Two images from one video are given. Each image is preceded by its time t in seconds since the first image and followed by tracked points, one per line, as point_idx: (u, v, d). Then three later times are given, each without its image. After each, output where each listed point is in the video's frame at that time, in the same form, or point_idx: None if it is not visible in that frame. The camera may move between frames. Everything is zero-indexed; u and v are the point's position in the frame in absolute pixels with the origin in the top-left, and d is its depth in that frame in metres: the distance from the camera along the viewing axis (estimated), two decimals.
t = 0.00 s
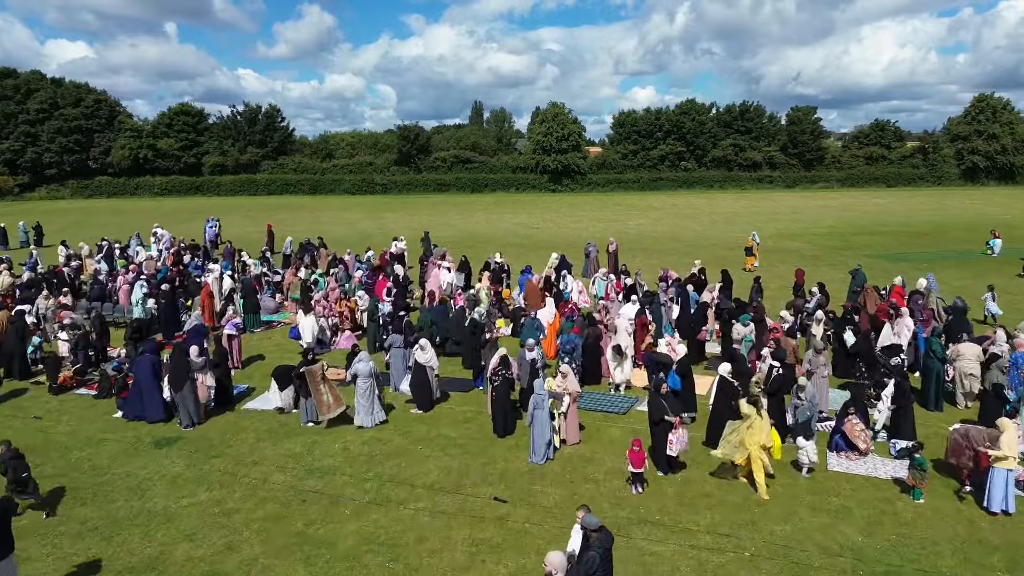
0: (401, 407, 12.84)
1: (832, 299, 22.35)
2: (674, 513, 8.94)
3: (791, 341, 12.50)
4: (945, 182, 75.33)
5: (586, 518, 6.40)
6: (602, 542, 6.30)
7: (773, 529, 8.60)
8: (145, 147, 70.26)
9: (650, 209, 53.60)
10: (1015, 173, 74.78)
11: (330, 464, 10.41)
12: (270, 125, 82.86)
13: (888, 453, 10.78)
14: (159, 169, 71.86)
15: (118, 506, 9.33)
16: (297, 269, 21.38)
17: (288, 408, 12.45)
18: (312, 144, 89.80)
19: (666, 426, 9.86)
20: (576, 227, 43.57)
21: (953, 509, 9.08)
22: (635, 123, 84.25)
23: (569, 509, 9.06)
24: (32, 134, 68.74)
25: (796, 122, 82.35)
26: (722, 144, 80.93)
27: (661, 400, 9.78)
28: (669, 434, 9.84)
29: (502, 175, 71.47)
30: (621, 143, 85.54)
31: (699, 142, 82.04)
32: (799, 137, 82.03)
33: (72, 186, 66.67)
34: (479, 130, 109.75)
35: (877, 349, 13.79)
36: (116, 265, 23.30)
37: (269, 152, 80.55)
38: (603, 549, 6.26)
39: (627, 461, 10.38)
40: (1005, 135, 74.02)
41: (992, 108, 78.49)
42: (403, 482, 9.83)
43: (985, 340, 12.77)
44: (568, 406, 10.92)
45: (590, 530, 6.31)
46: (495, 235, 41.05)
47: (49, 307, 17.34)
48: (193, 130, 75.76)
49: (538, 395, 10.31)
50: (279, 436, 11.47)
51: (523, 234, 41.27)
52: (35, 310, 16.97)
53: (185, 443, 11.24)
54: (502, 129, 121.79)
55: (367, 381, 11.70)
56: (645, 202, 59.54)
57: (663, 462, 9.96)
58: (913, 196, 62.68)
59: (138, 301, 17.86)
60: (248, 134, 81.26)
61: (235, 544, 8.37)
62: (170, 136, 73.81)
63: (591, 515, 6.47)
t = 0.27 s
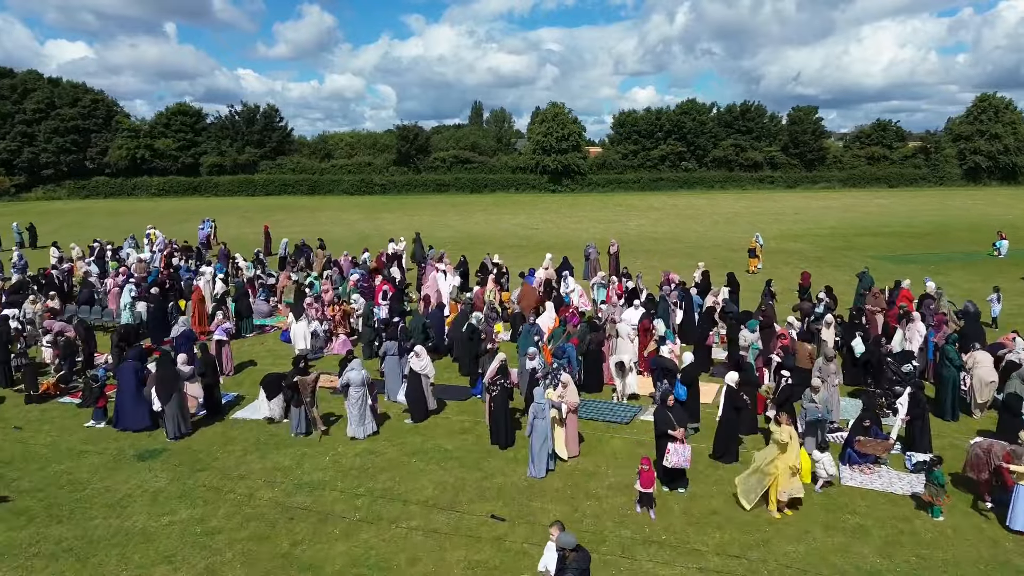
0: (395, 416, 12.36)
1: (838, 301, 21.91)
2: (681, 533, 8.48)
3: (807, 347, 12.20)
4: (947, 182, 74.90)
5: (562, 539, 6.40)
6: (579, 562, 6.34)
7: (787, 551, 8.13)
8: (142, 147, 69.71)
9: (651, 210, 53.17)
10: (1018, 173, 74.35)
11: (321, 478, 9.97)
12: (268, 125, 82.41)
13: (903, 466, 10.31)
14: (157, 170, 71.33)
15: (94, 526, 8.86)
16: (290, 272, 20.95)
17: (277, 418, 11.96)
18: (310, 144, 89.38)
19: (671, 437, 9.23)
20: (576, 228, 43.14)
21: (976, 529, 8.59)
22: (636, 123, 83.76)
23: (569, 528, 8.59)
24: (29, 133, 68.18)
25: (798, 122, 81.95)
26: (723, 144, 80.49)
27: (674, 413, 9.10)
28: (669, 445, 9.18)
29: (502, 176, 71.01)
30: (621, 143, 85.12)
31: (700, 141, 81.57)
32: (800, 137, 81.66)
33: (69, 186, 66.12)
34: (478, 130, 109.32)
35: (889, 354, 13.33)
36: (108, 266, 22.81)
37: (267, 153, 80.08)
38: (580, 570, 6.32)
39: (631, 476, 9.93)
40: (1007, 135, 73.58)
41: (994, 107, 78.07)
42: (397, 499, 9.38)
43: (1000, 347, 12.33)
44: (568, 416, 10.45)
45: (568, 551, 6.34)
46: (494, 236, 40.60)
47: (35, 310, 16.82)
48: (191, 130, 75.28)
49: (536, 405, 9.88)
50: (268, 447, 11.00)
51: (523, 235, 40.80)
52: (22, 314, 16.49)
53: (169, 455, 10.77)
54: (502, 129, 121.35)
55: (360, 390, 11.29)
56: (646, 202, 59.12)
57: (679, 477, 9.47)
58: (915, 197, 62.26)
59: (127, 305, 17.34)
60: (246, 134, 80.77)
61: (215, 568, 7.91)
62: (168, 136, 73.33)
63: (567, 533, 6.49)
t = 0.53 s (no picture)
0: (389, 427, 11.90)
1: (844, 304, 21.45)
2: (688, 554, 8.02)
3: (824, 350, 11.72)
4: (949, 182, 74.43)
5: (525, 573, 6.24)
6: None
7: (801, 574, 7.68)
8: (139, 147, 69.21)
9: (651, 210, 52.72)
10: (1020, 173, 73.86)
11: (309, 493, 9.52)
12: (266, 124, 81.96)
13: (920, 481, 9.84)
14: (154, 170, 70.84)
15: (69, 545, 8.40)
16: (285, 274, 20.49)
17: (266, 429, 11.52)
18: (308, 144, 88.91)
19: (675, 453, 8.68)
20: (576, 228, 42.71)
21: (1000, 550, 8.14)
22: (636, 123, 83.30)
23: (571, 549, 8.13)
24: (25, 133, 67.67)
25: (799, 121, 81.52)
26: (723, 144, 80.03)
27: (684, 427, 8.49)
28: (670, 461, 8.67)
29: (501, 176, 70.55)
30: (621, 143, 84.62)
31: (700, 141, 81.07)
32: (801, 137, 81.23)
33: (65, 186, 65.56)
34: (478, 129, 108.92)
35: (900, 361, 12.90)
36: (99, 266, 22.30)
37: (265, 152, 79.62)
38: None
39: (635, 491, 9.47)
40: (1009, 134, 73.12)
41: (996, 107, 77.65)
42: (388, 515, 8.93)
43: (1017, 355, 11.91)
44: (567, 427, 9.99)
45: None
46: (494, 237, 40.13)
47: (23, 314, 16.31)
48: (188, 130, 74.82)
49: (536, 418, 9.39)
50: (256, 459, 10.56)
51: (522, 236, 40.33)
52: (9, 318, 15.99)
53: (151, 469, 10.31)
54: (502, 129, 120.87)
55: (351, 400, 10.87)
56: (646, 202, 58.66)
57: (685, 496, 8.97)
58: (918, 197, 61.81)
59: (117, 309, 16.85)
60: (243, 134, 80.29)
61: None
62: (165, 136, 72.86)
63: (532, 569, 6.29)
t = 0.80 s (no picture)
0: (382, 438, 11.44)
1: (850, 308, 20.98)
2: None
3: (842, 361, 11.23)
4: (951, 182, 73.95)
5: None
6: None
7: None
8: (136, 147, 68.71)
9: (652, 211, 52.25)
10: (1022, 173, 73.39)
11: (297, 510, 9.07)
12: (264, 124, 81.47)
13: (939, 496, 9.44)
14: (151, 170, 70.32)
15: (41, 568, 7.95)
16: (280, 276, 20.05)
17: (255, 440, 11.02)
18: (307, 144, 88.42)
19: (683, 477, 8.33)
20: (576, 229, 42.24)
21: None
22: (636, 122, 82.83)
23: (573, 573, 7.68)
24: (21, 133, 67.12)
25: (800, 121, 81.09)
26: (724, 144, 79.57)
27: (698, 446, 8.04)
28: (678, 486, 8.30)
29: (501, 176, 70.08)
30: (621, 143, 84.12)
31: (701, 141, 80.56)
32: (802, 137, 80.79)
33: (62, 187, 65.04)
34: (477, 130, 108.48)
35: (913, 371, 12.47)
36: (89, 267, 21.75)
37: (263, 153, 79.15)
38: None
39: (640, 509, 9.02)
40: (1012, 134, 72.65)
41: (998, 107, 77.20)
42: (380, 535, 8.48)
43: None
44: (568, 443, 9.54)
45: None
46: (493, 238, 39.66)
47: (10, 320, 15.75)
48: (185, 130, 74.32)
49: (533, 438, 8.86)
50: (243, 473, 10.11)
51: (522, 237, 39.84)
52: None
53: (133, 484, 9.83)
54: (501, 129, 120.41)
55: (343, 411, 10.41)
56: (647, 203, 58.18)
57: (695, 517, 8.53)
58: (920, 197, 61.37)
59: (104, 314, 16.36)
60: (241, 133, 79.80)
61: None
62: (162, 136, 72.37)
63: None
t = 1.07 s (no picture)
0: (377, 451, 10.96)
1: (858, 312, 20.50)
2: None
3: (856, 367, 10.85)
4: (954, 182, 73.42)
5: None
6: None
7: None
8: (134, 147, 68.27)
9: (653, 211, 51.75)
10: None
11: (285, 529, 8.62)
12: (263, 124, 81.00)
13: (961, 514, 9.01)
14: (148, 170, 69.84)
15: None
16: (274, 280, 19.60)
17: (243, 452, 10.52)
18: (305, 144, 87.95)
19: (694, 498, 7.93)
20: (577, 230, 41.75)
21: None
22: (637, 122, 82.35)
23: None
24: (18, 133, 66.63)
25: (801, 121, 80.62)
26: (725, 144, 79.11)
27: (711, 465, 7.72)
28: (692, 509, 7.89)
29: (501, 176, 69.61)
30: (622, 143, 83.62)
31: (702, 141, 80.06)
32: (804, 137, 80.32)
33: (59, 187, 64.55)
34: (477, 130, 108.04)
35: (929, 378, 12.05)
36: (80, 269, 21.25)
37: (261, 153, 78.69)
38: None
39: (647, 529, 8.57)
40: (1015, 134, 72.12)
41: (1001, 107, 76.72)
42: (372, 557, 8.02)
43: None
44: (570, 458, 9.11)
45: None
46: (493, 239, 39.20)
47: None
48: (183, 130, 73.88)
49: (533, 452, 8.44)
50: (230, 488, 9.65)
51: (522, 238, 39.36)
52: None
53: (114, 501, 9.33)
54: (502, 129, 119.93)
55: (334, 424, 9.94)
56: (648, 203, 57.69)
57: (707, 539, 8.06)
58: (923, 197, 60.92)
59: (91, 318, 15.86)
60: (239, 133, 79.32)
61: None
62: (160, 136, 71.91)
63: None
